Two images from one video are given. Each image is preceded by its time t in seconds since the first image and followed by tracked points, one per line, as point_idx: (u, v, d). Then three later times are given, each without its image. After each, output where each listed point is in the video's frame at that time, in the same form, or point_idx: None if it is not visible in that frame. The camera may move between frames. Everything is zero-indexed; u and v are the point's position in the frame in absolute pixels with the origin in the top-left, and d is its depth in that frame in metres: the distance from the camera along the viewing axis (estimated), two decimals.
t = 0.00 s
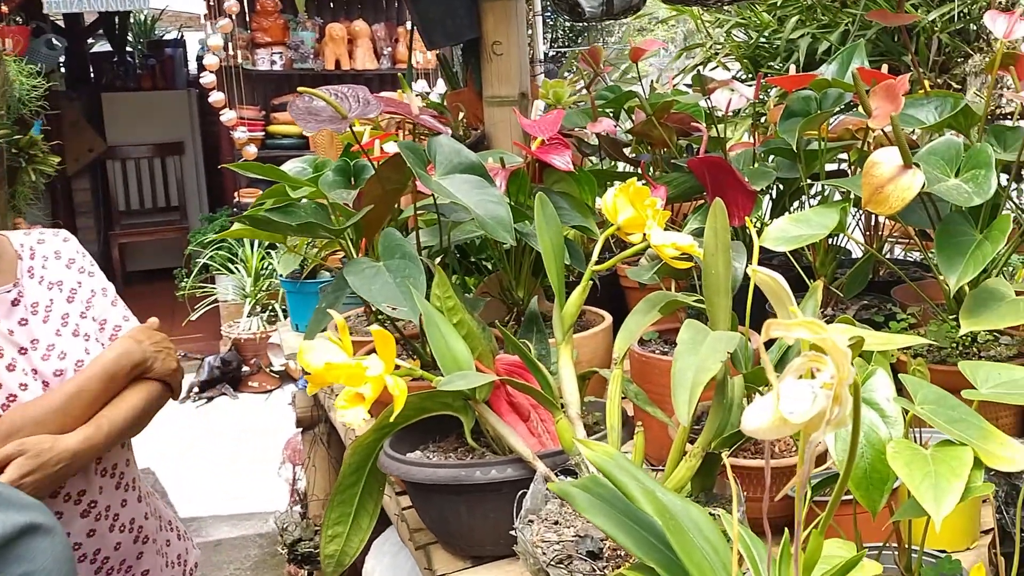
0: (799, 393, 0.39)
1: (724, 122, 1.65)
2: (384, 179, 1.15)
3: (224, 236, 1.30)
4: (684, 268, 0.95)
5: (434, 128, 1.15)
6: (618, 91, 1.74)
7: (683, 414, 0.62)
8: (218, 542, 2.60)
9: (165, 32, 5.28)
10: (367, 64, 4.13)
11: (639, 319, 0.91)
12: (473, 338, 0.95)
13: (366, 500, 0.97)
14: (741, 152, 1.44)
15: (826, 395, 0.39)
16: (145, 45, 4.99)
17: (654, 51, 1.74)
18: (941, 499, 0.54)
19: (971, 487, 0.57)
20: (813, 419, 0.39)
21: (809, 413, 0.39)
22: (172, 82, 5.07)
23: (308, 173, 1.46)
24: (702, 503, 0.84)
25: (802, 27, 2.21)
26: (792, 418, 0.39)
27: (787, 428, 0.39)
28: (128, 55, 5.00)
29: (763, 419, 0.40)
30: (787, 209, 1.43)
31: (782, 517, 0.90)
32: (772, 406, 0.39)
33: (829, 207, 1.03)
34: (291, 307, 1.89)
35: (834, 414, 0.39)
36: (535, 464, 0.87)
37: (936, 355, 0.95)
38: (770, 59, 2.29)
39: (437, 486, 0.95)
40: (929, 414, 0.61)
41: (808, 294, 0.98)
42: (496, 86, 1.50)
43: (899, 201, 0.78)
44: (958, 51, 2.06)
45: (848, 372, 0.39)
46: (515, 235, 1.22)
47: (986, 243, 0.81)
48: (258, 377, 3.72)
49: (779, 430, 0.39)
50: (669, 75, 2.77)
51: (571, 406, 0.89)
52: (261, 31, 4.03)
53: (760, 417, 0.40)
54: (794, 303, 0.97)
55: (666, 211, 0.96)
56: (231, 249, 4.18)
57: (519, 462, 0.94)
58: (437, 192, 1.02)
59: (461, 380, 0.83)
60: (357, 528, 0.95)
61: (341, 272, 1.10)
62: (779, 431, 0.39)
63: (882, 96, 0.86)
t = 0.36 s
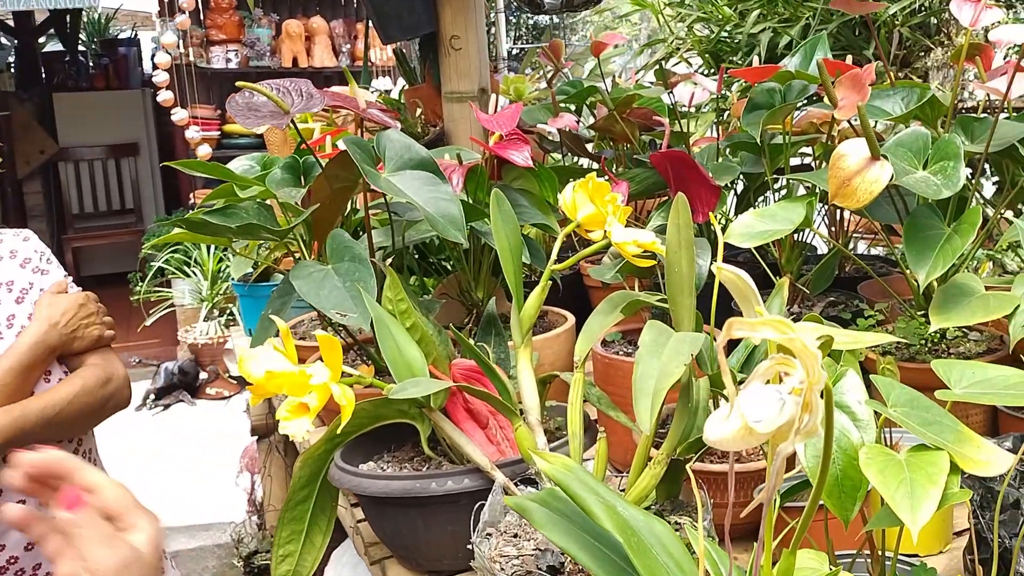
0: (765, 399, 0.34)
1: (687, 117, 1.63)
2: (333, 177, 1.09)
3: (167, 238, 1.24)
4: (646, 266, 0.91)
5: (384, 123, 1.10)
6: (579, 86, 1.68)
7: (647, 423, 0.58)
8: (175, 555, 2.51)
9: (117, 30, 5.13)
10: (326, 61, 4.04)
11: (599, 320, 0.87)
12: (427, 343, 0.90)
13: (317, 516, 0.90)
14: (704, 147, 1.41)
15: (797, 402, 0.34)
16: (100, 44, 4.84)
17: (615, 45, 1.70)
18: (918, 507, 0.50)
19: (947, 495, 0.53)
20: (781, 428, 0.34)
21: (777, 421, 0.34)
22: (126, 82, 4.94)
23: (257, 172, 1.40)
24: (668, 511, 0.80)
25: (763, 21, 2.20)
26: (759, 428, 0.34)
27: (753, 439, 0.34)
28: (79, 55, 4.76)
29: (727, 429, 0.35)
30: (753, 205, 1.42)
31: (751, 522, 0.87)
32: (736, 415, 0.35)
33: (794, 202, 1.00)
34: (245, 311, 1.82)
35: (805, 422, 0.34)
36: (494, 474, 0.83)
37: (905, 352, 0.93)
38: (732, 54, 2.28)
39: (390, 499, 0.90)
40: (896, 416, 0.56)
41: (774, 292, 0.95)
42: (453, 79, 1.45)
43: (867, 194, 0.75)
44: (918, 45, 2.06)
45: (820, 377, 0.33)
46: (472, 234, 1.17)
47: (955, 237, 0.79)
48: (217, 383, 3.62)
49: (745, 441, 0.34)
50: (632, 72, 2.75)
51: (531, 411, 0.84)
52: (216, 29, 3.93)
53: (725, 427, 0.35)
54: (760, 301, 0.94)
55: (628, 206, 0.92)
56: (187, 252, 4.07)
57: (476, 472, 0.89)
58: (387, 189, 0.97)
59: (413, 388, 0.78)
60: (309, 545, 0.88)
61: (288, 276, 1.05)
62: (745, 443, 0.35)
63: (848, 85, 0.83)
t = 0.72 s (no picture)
0: (757, 416, 0.30)
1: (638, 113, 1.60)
2: (269, 171, 1.03)
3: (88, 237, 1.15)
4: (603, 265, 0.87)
5: (323, 114, 1.03)
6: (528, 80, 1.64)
7: (612, 435, 0.51)
8: (108, 568, 2.36)
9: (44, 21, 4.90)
10: (266, 55, 3.90)
11: (555, 322, 0.83)
12: (371, 348, 0.84)
13: (249, 533, 0.81)
14: (658, 143, 1.38)
15: (794, 421, 0.30)
16: (28, 37, 4.72)
17: (565, 39, 1.66)
18: (903, 522, 0.46)
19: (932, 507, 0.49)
20: (776, 451, 0.30)
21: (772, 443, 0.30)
22: (55, 76, 4.72)
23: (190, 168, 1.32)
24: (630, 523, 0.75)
25: (712, 16, 2.19)
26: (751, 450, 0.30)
27: (743, 463, 0.30)
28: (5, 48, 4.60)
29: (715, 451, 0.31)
30: (707, 200, 1.40)
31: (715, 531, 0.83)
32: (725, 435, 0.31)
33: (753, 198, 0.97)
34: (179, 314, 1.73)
35: (804, 445, 0.30)
36: (444, 487, 0.77)
37: (866, 350, 0.91)
38: (681, 49, 2.27)
39: (334, 516, 0.84)
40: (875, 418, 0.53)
41: (734, 290, 0.92)
42: (398, 71, 1.39)
43: (833, 187, 0.72)
44: (864, 41, 2.08)
45: (822, 392, 0.29)
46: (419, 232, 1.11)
47: (920, 233, 0.77)
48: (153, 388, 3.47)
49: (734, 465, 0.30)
50: (581, 68, 2.71)
51: (483, 420, 0.79)
52: (150, 21, 3.75)
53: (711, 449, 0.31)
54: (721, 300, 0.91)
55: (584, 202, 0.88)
56: (121, 252, 3.90)
57: (425, 486, 0.83)
58: (327, 185, 0.91)
59: (357, 397, 0.72)
60: (239, 564, 0.80)
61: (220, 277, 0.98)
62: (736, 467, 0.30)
63: (811, 76, 0.81)
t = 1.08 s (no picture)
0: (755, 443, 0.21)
1: (541, 88, 1.54)
2: (132, 146, 0.89)
3: None
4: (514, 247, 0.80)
5: (196, 81, 0.90)
6: (425, 53, 1.54)
7: (542, 442, 0.44)
8: None
9: None
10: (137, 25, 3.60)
11: (463, 309, 0.74)
12: (255, 345, 0.73)
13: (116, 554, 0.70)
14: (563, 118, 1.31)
15: (808, 447, 0.21)
16: None
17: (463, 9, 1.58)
18: (865, 528, 0.42)
19: (891, 505, 0.45)
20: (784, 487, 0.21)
21: (776, 477, 0.21)
22: None
23: (38, 144, 1.16)
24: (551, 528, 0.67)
25: None
26: (748, 488, 0.21)
27: (739, 507, 0.22)
28: None
29: (697, 486, 0.22)
30: (615, 178, 1.35)
31: (637, 526, 0.77)
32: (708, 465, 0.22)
33: (671, 174, 0.93)
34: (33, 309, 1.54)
35: (823, 477, 0.21)
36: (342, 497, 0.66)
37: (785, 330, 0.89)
38: (582, 25, 2.23)
39: (212, 535, 0.71)
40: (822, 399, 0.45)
41: (653, 271, 0.88)
42: (280, 39, 1.26)
43: (760, 160, 0.69)
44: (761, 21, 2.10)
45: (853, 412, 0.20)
46: (308, 213, 1.01)
47: (844, 209, 0.76)
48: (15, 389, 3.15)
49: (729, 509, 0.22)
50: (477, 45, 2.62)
51: (386, 420, 0.70)
52: None
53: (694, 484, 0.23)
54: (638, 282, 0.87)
55: (494, 178, 0.80)
56: None
57: (320, 497, 0.72)
58: (199, 159, 0.79)
59: (238, 402, 0.62)
60: None
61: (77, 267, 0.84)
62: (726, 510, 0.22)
63: (734, 44, 0.79)
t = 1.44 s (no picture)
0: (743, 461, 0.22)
1: (468, 62, 1.49)
2: (24, 122, 0.81)
3: None
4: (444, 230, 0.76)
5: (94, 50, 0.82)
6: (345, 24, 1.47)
7: (479, 442, 0.41)
8: None
9: None
10: None
11: (391, 295, 0.70)
12: (163, 338, 0.67)
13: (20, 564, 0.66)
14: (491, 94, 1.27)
15: (794, 466, 0.21)
16: None
17: None
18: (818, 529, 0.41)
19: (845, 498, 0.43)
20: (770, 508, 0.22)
21: (759, 498, 0.21)
22: None
23: None
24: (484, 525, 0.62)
25: None
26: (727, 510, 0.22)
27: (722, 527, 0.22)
28: None
29: (673, 509, 0.22)
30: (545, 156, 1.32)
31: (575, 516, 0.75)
32: (685, 488, 0.22)
33: (606, 153, 0.91)
34: None
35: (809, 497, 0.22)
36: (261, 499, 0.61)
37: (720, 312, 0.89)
38: None
39: (120, 543, 0.65)
40: (771, 384, 0.41)
41: (589, 253, 0.86)
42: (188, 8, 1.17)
43: (700, 140, 0.68)
44: None
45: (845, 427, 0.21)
46: (221, 193, 0.94)
47: (781, 189, 0.77)
48: None
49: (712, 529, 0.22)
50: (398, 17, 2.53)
51: (308, 415, 0.65)
52: None
53: (669, 505, 0.22)
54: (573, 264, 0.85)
55: (423, 157, 0.76)
56: None
57: (236, 498, 0.66)
58: (97, 136, 0.72)
59: (144, 401, 0.56)
60: None
61: None
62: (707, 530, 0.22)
63: (670, 18, 0.78)
